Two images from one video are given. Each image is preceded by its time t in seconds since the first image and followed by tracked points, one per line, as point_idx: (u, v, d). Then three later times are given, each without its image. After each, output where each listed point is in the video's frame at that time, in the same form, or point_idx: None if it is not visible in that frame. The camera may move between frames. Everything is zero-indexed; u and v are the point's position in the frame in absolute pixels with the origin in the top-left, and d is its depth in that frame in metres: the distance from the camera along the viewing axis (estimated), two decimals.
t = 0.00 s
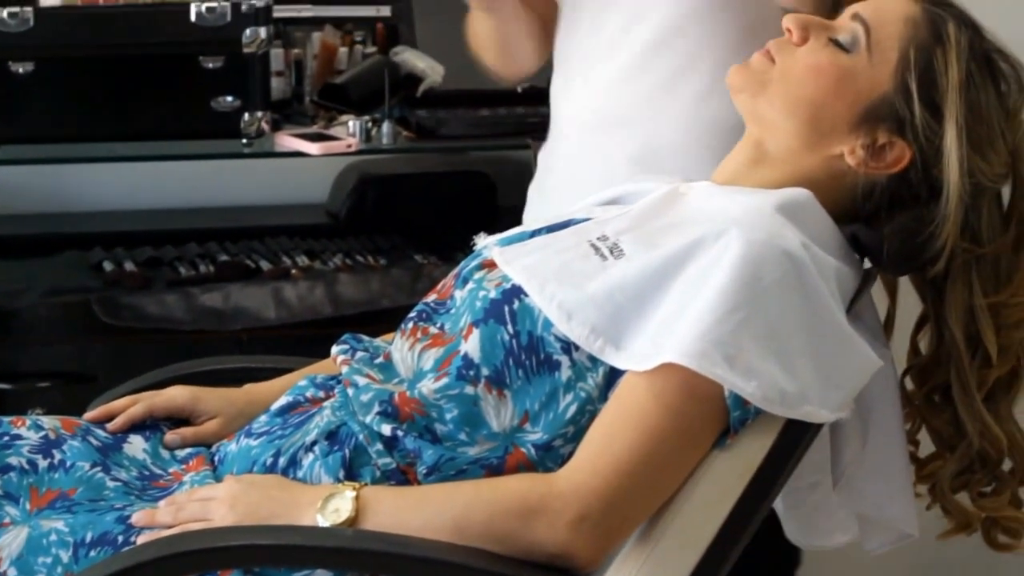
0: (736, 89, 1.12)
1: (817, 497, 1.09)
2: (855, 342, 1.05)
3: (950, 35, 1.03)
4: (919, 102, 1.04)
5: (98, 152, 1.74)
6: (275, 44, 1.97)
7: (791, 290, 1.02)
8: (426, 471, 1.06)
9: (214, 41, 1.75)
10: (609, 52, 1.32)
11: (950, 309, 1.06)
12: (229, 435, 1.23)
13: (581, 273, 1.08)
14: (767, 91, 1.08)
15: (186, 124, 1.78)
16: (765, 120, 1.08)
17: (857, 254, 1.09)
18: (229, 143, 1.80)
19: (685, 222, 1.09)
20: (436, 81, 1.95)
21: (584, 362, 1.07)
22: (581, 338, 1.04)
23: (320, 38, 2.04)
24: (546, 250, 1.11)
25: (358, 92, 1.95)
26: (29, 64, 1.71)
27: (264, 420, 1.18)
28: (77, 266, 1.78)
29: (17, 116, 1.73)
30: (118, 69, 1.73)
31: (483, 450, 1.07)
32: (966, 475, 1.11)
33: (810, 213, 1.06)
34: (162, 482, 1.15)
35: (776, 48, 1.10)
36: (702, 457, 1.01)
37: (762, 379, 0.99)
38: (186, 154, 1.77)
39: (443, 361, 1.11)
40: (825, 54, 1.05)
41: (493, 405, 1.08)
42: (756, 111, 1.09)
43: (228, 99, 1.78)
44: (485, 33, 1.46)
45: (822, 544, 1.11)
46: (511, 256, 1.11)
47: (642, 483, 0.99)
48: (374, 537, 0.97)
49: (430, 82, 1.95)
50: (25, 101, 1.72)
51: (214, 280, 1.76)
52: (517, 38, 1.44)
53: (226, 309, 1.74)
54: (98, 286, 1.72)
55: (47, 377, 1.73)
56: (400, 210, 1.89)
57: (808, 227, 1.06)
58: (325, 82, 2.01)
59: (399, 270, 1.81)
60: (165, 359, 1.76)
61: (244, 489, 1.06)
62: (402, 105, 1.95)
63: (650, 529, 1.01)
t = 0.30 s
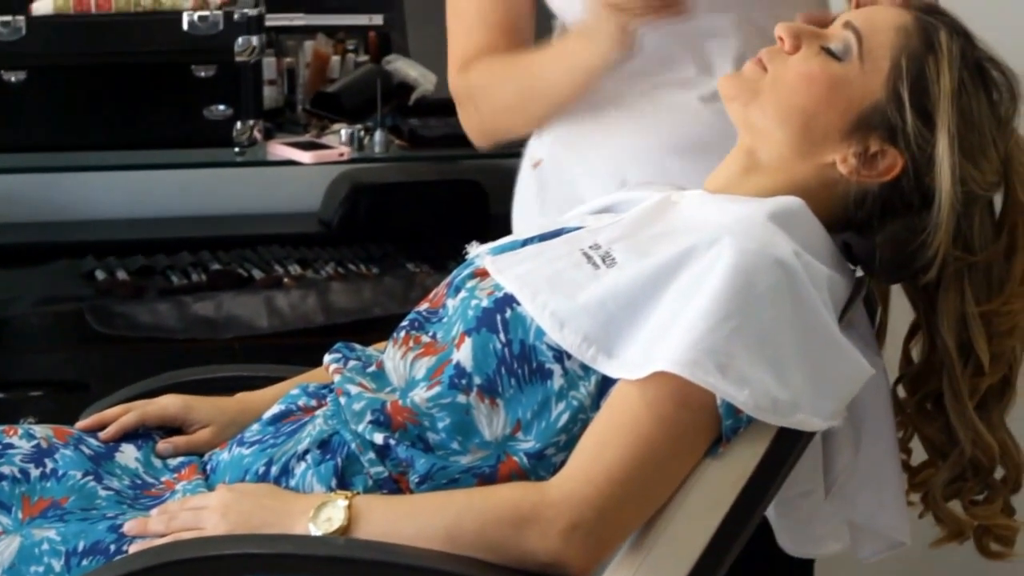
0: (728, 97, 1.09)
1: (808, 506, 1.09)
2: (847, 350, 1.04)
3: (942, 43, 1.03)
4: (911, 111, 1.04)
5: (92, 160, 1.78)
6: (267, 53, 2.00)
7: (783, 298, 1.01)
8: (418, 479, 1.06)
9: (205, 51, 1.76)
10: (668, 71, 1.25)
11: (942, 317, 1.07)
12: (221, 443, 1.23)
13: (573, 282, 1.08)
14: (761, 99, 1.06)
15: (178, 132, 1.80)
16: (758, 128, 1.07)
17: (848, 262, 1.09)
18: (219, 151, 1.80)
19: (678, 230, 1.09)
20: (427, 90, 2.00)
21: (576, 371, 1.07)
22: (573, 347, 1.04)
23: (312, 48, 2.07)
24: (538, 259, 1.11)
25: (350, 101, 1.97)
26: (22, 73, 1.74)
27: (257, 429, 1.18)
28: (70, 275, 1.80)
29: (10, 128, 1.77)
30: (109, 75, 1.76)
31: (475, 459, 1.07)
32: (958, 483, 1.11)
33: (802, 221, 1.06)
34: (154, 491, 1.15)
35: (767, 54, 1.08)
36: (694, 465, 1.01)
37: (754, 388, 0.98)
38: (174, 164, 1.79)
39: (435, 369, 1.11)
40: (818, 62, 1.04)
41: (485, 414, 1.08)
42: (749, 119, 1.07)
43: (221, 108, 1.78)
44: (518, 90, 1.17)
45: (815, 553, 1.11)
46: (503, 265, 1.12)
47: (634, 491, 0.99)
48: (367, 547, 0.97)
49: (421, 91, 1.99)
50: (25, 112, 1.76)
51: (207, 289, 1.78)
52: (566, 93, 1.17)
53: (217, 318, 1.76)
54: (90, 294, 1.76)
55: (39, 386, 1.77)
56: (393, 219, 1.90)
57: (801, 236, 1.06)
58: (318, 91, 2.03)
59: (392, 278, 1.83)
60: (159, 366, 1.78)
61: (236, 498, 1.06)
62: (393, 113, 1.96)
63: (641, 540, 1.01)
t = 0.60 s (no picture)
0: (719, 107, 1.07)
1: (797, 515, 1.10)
2: (837, 358, 1.04)
3: (932, 52, 1.03)
4: (901, 119, 1.04)
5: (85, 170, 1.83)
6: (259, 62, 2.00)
7: (774, 306, 1.01)
8: (410, 488, 1.06)
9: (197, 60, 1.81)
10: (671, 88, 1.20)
11: (933, 327, 1.07)
12: (212, 453, 1.23)
13: (564, 291, 1.08)
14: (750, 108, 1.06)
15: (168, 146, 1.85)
16: (748, 137, 1.07)
17: (839, 272, 1.09)
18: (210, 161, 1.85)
19: (669, 239, 1.09)
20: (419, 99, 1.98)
21: (567, 380, 1.07)
22: (564, 355, 1.04)
23: (303, 57, 2.09)
24: (529, 268, 1.11)
25: (340, 112, 1.98)
26: (12, 83, 1.80)
27: (248, 438, 1.17)
28: (61, 285, 1.82)
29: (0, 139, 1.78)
30: (96, 86, 1.81)
31: (466, 468, 1.07)
32: (949, 492, 1.11)
33: (792, 230, 1.06)
34: (145, 500, 1.15)
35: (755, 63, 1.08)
36: (686, 473, 1.00)
37: (745, 396, 0.98)
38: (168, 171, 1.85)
39: (426, 379, 1.11)
40: (808, 71, 1.04)
41: (476, 423, 1.08)
42: (739, 128, 1.07)
43: (211, 117, 1.83)
44: (559, 133, 1.10)
45: (807, 561, 1.12)
46: (493, 274, 1.12)
47: (625, 500, 0.99)
48: (359, 556, 0.96)
49: (412, 100, 1.99)
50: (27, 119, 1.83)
51: (198, 298, 1.81)
52: (613, 145, 1.10)
53: (209, 326, 1.76)
54: (80, 304, 1.76)
55: (30, 396, 1.73)
56: (387, 225, 1.94)
57: (791, 244, 1.06)
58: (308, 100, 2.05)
59: (382, 287, 1.86)
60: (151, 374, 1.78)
61: (227, 507, 1.06)
62: (384, 123, 1.97)
63: (632, 549, 1.00)
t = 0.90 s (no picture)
0: (712, 117, 1.07)
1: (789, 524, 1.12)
2: (831, 368, 1.04)
3: (925, 63, 1.03)
4: (895, 130, 1.04)
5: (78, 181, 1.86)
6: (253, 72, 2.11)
7: (767, 316, 1.01)
8: (402, 498, 1.06)
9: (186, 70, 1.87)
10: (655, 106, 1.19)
11: (926, 337, 1.07)
12: (205, 462, 1.23)
13: (557, 300, 1.08)
14: (743, 119, 1.06)
15: (160, 158, 1.91)
16: (740, 148, 1.07)
17: (831, 282, 1.09)
18: (203, 171, 1.92)
19: (663, 248, 1.08)
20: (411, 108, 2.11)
21: (560, 390, 1.07)
22: (557, 365, 1.04)
23: (295, 67, 2.20)
24: (523, 277, 1.11)
25: (334, 123, 2.11)
26: (5, 92, 1.83)
27: (241, 448, 1.18)
28: (54, 294, 1.82)
29: None
30: (85, 94, 1.86)
31: (459, 477, 1.07)
32: (942, 502, 1.11)
33: (785, 240, 1.06)
34: (138, 510, 1.15)
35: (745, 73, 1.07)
36: (678, 483, 1.00)
37: (737, 406, 0.98)
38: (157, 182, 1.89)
39: (419, 388, 1.11)
40: (802, 82, 1.04)
41: (469, 432, 1.08)
42: (732, 138, 1.07)
43: (204, 127, 1.90)
44: (550, 149, 1.09)
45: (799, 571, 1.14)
46: (487, 283, 1.12)
47: (618, 509, 0.98)
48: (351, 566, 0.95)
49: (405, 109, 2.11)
50: (22, 130, 1.86)
51: (190, 308, 1.81)
52: (606, 163, 1.10)
53: (202, 336, 1.76)
54: (73, 314, 1.76)
55: (24, 406, 1.70)
56: (377, 236, 1.96)
57: (784, 254, 1.06)
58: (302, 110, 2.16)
59: (375, 297, 1.88)
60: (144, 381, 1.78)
61: (219, 517, 1.06)
62: (377, 132, 2.10)
63: (626, 559, 1.00)
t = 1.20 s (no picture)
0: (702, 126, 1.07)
1: (778, 532, 1.11)
2: (821, 376, 1.04)
3: (914, 71, 1.03)
4: (884, 137, 1.04)
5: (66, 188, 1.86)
6: (242, 82, 2.16)
7: (757, 323, 1.01)
8: (392, 505, 1.06)
9: (180, 79, 1.88)
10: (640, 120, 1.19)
11: (916, 344, 1.07)
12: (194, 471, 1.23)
13: (547, 307, 1.08)
14: (732, 126, 1.06)
15: (151, 161, 1.93)
16: (730, 156, 1.07)
17: (820, 289, 1.09)
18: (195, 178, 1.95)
19: (653, 255, 1.08)
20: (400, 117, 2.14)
21: (550, 397, 1.07)
22: (547, 372, 1.04)
23: (284, 76, 2.23)
24: (513, 284, 1.11)
25: (322, 130, 2.14)
26: None
27: (230, 455, 1.18)
28: (43, 302, 1.82)
29: None
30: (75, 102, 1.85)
31: (449, 484, 1.07)
32: (932, 509, 1.12)
33: (775, 247, 1.06)
34: (127, 518, 1.15)
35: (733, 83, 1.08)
36: (668, 491, 1.00)
37: (727, 413, 0.98)
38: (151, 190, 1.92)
39: (409, 394, 1.11)
40: (791, 89, 1.04)
41: (459, 439, 1.08)
42: (722, 146, 1.07)
43: (193, 135, 1.93)
44: (539, 161, 1.09)
45: None
46: (477, 290, 1.12)
47: (607, 518, 0.98)
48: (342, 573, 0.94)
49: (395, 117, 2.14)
50: (11, 138, 1.86)
51: (180, 315, 1.82)
52: (592, 175, 1.10)
53: (191, 344, 1.76)
54: (62, 321, 1.75)
55: (14, 414, 1.70)
56: (364, 243, 1.98)
57: (773, 261, 1.06)
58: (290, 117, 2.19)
59: (364, 304, 1.88)
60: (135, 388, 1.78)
61: (209, 526, 1.05)
62: (367, 140, 2.12)
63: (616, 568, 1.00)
